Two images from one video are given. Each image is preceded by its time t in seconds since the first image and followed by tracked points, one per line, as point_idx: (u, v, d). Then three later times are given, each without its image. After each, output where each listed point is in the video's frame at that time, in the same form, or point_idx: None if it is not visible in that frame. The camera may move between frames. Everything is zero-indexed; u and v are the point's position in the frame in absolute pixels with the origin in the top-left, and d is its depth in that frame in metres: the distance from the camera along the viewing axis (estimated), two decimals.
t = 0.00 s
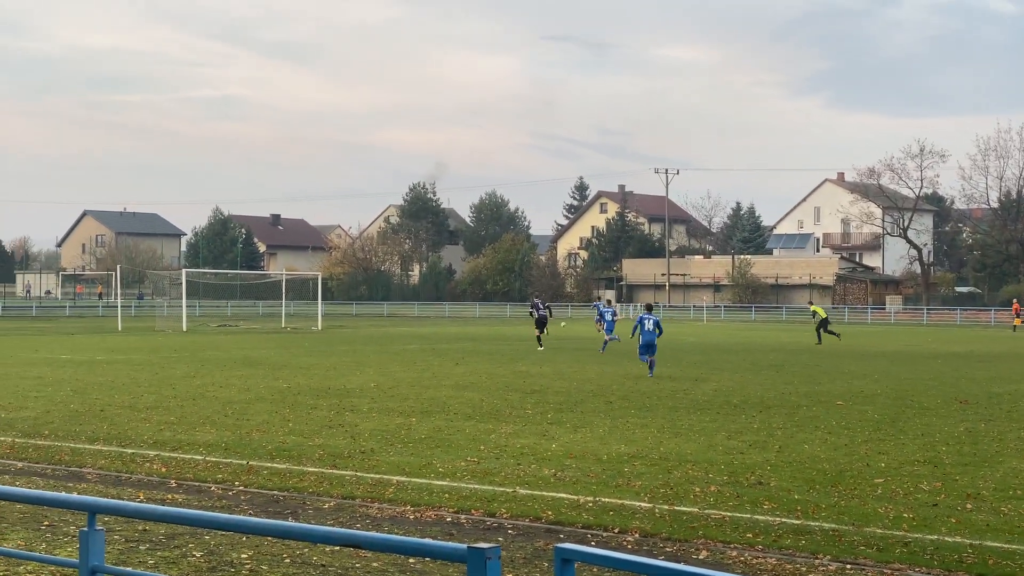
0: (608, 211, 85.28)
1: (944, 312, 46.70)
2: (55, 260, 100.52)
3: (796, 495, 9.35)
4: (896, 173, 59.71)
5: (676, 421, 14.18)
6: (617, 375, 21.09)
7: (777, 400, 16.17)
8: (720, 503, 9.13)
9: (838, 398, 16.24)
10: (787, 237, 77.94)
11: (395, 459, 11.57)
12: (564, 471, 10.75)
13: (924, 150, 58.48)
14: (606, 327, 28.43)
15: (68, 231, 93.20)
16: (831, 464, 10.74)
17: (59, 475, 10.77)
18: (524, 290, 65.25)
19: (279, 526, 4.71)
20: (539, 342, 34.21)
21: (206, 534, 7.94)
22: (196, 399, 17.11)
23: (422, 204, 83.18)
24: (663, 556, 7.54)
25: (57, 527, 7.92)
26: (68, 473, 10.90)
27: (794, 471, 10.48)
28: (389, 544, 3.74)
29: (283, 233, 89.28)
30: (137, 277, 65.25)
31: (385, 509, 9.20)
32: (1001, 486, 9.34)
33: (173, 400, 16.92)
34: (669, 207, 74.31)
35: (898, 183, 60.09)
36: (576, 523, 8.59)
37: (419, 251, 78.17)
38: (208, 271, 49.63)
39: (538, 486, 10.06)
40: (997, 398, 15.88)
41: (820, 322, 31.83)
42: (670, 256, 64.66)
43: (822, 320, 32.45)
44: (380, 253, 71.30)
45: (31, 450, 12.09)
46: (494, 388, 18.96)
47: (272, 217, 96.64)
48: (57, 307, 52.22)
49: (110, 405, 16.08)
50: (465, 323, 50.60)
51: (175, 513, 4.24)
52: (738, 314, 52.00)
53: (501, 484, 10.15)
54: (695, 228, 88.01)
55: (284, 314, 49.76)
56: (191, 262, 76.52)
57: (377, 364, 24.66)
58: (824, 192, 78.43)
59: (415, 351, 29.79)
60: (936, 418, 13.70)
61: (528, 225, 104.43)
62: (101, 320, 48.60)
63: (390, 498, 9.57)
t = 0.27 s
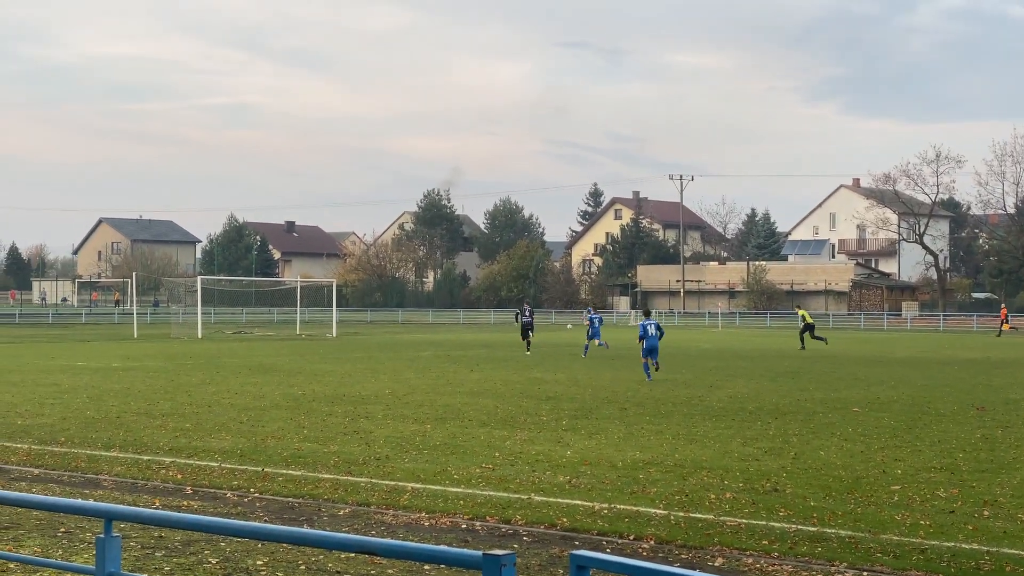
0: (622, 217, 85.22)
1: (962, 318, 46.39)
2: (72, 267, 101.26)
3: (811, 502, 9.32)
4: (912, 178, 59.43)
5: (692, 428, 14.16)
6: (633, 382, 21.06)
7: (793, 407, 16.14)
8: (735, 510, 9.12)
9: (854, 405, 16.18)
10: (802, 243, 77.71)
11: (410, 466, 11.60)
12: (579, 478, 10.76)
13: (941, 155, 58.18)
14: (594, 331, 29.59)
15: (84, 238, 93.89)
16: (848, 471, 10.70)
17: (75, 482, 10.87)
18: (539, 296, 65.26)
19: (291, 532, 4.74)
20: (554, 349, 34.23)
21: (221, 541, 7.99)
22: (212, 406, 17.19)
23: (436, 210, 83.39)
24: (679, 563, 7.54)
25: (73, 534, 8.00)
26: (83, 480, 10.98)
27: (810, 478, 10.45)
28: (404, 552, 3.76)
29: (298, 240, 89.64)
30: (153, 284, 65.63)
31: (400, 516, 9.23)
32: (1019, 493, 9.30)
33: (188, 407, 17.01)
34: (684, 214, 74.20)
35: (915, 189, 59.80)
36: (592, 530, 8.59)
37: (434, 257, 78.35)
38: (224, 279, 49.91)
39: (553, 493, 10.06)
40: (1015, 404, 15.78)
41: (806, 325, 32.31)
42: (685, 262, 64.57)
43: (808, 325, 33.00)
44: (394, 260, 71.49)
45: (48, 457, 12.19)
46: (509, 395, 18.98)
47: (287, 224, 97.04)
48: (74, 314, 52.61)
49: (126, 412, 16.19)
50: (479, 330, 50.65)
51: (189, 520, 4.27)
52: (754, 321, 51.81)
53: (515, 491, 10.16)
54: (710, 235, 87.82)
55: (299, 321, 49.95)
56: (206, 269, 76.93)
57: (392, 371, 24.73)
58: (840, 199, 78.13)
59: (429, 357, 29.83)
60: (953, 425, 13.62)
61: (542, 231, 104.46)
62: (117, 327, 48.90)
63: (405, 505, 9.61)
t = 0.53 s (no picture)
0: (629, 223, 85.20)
1: (970, 323, 46.24)
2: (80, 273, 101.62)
3: (819, 507, 9.31)
4: (920, 183, 59.32)
5: (699, 433, 14.15)
6: (641, 387, 21.04)
7: (800, 412, 16.12)
8: (743, 516, 9.11)
9: (862, 410, 16.15)
10: (810, 248, 77.61)
11: (417, 471, 11.62)
12: (586, 484, 10.76)
13: (948, 160, 58.04)
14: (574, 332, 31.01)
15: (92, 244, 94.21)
16: (856, 476, 10.69)
17: (83, 489, 10.91)
18: (546, 301, 65.23)
19: (291, 537, 4.75)
20: (561, 354, 34.23)
21: (229, 547, 8.02)
22: (218, 412, 17.24)
23: (443, 216, 83.57)
24: (686, 568, 7.54)
25: (81, 540, 8.03)
26: (90, 487, 11.02)
27: (817, 483, 10.43)
28: (411, 558, 3.78)
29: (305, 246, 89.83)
30: (161, 290, 65.79)
31: (407, 522, 9.24)
32: None
33: (195, 413, 17.06)
34: (691, 219, 74.17)
35: (922, 193, 59.67)
36: (600, 535, 8.59)
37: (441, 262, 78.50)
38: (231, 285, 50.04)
39: (560, 498, 10.08)
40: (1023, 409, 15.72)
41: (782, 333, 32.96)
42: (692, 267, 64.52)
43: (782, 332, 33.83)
44: (401, 265, 71.59)
45: (55, 463, 12.23)
46: (516, 400, 18.98)
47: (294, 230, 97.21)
48: (81, 321, 52.76)
49: (133, 418, 16.23)
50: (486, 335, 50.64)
51: (198, 526, 4.31)
52: (761, 326, 51.71)
53: (523, 497, 10.17)
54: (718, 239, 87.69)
55: (306, 327, 50.02)
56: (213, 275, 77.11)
57: (398, 376, 24.74)
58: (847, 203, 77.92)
59: (436, 363, 29.84)
60: (960, 430, 13.57)
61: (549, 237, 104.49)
62: (125, 334, 49.07)
63: (412, 511, 9.63)
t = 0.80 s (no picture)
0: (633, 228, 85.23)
1: (974, 327, 46.15)
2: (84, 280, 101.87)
3: (823, 512, 9.29)
4: (923, 188, 59.29)
5: (703, 438, 14.14)
6: (645, 393, 21.01)
7: (804, 417, 16.09)
8: (747, 521, 9.10)
9: (866, 415, 16.14)
10: (814, 253, 77.59)
11: (421, 477, 11.62)
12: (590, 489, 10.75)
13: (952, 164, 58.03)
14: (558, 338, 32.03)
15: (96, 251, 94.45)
16: (860, 482, 10.67)
17: (87, 495, 10.93)
18: (550, 307, 65.20)
19: (295, 541, 4.76)
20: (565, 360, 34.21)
21: (232, 554, 8.02)
22: (222, 418, 17.28)
23: (446, 222, 83.80)
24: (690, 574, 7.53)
25: (84, 547, 8.04)
26: (94, 494, 11.04)
27: (821, 488, 10.41)
28: (417, 564, 3.78)
29: (308, 252, 89.97)
30: (164, 296, 65.89)
31: (411, 528, 9.24)
32: None
33: (199, 419, 17.07)
34: (694, 224, 74.16)
35: (925, 198, 59.64)
36: (603, 541, 8.58)
37: (444, 268, 78.55)
38: (235, 291, 50.11)
39: (564, 504, 10.08)
40: None
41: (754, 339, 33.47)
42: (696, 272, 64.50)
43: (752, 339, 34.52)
44: (405, 271, 71.63)
45: (59, 470, 12.26)
46: (520, 406, 18.96)
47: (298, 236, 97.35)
48: (85, 327, 52.86)
49: (136, 424, 16.26)
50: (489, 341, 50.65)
51: (202, 533, 4.31)
52: (764, 331, 51.63)
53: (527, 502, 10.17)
54: (721, 245, 87.65)
55: (309, 333, 50.07)
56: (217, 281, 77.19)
57: (402, 383, 24.73)
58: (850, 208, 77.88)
59: (440, 369, 29.87)
60: (964, 434, 13.55)
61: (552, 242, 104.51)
62: (128, 340, 49.13)
63: (416, 517, 9.63)
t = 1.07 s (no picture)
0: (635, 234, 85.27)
1: (976, 334, 46.09)
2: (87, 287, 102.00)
3: (826, 519, 9.28)
4: (925, 194, 59.34)
5: (707, 445, 14.10)
6: (648, 399, 20.99)
7: (807, 423, 16.07)
8: (749, 528, 9.09)
9: (868, 421, 16.10)
10: (816, 259, 77.56)
11: (424, 485, 11.61)
12: (592, 496, 10.74)
13: (954, 171, 58.06)
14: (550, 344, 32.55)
15: (98, 259, 94.56)
16: (863, 488, 10.65)
17: (90, 503, 10.93)
18: (552, 313, 65.16)
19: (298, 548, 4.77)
20: (567, 366, 34.21)
21: (235, 561, 8.01)
22: (225, 425, 17.28)
23: (449, 229, 83.94)
24: None
25: (87, 555, 8.04)
26: (97, 502, 11.04)
27: (823, 495, 10.40)
28: (424, 570, 3.77)
29: (311, 259, 90.04)
30: (167, 304, 65.94)
31: (414, 535, 9.24)
32: None
33: (202, 427, 17.05)
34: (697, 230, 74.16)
35: (928, 204, 59.67)
36: (606, 548, 8.57)
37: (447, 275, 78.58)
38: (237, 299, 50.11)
39: (567, 511, 10.07)
40: None
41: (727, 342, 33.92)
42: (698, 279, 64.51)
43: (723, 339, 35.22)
44: (407, 278, 71.63)
45: (61, 478, 12.26)
46: (523, 412, 18.94)
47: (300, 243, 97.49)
48: (88, 335, 52.90)
49: (139, 432, 16.27)
50: (492, 347, 50.64)
51: (204, 540, 4.32)
52: (767, 337, 51.60)
53: (530, 509, 10.16)
54: (723, 251, 87.67)
55: (312, 340, 50.09)
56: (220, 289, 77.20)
57: (405, 389, 24.72)
58: (853, 214, 77.91)
59: (442, 376, 29.87)
60: (967, 440, 13.53)
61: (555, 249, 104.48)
62: (130, 347, 49.16)
63: (419, 524, 9.63)
